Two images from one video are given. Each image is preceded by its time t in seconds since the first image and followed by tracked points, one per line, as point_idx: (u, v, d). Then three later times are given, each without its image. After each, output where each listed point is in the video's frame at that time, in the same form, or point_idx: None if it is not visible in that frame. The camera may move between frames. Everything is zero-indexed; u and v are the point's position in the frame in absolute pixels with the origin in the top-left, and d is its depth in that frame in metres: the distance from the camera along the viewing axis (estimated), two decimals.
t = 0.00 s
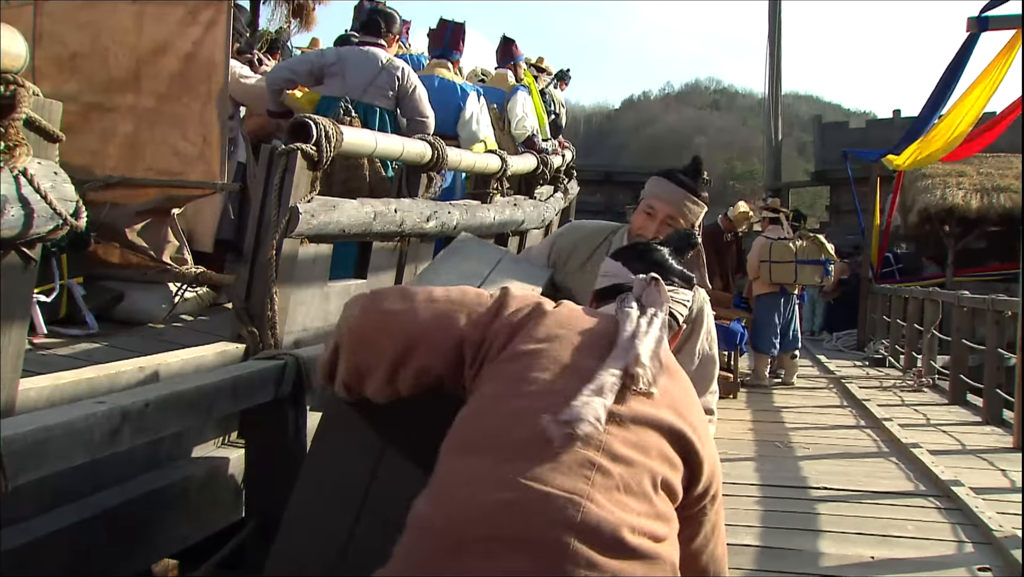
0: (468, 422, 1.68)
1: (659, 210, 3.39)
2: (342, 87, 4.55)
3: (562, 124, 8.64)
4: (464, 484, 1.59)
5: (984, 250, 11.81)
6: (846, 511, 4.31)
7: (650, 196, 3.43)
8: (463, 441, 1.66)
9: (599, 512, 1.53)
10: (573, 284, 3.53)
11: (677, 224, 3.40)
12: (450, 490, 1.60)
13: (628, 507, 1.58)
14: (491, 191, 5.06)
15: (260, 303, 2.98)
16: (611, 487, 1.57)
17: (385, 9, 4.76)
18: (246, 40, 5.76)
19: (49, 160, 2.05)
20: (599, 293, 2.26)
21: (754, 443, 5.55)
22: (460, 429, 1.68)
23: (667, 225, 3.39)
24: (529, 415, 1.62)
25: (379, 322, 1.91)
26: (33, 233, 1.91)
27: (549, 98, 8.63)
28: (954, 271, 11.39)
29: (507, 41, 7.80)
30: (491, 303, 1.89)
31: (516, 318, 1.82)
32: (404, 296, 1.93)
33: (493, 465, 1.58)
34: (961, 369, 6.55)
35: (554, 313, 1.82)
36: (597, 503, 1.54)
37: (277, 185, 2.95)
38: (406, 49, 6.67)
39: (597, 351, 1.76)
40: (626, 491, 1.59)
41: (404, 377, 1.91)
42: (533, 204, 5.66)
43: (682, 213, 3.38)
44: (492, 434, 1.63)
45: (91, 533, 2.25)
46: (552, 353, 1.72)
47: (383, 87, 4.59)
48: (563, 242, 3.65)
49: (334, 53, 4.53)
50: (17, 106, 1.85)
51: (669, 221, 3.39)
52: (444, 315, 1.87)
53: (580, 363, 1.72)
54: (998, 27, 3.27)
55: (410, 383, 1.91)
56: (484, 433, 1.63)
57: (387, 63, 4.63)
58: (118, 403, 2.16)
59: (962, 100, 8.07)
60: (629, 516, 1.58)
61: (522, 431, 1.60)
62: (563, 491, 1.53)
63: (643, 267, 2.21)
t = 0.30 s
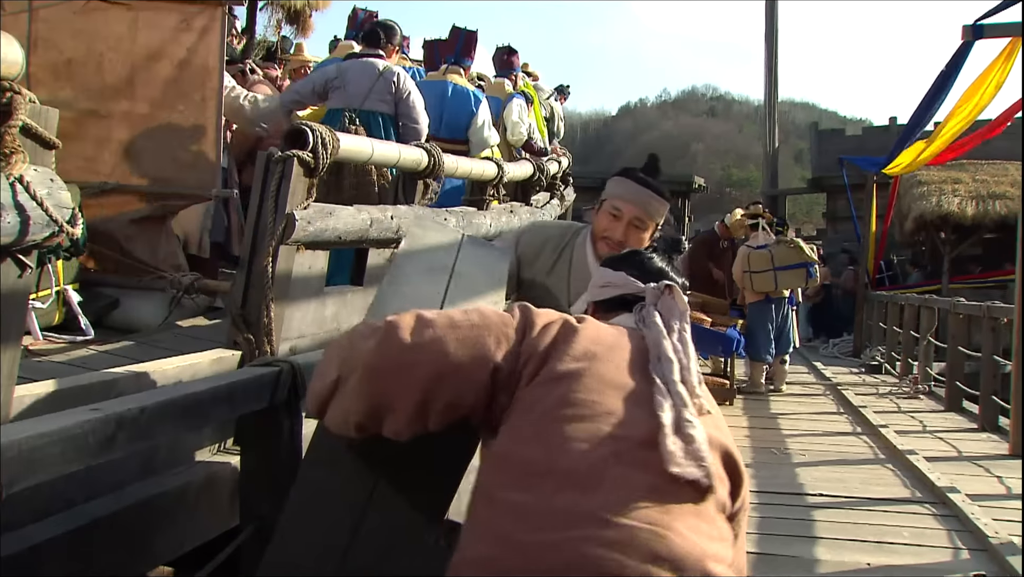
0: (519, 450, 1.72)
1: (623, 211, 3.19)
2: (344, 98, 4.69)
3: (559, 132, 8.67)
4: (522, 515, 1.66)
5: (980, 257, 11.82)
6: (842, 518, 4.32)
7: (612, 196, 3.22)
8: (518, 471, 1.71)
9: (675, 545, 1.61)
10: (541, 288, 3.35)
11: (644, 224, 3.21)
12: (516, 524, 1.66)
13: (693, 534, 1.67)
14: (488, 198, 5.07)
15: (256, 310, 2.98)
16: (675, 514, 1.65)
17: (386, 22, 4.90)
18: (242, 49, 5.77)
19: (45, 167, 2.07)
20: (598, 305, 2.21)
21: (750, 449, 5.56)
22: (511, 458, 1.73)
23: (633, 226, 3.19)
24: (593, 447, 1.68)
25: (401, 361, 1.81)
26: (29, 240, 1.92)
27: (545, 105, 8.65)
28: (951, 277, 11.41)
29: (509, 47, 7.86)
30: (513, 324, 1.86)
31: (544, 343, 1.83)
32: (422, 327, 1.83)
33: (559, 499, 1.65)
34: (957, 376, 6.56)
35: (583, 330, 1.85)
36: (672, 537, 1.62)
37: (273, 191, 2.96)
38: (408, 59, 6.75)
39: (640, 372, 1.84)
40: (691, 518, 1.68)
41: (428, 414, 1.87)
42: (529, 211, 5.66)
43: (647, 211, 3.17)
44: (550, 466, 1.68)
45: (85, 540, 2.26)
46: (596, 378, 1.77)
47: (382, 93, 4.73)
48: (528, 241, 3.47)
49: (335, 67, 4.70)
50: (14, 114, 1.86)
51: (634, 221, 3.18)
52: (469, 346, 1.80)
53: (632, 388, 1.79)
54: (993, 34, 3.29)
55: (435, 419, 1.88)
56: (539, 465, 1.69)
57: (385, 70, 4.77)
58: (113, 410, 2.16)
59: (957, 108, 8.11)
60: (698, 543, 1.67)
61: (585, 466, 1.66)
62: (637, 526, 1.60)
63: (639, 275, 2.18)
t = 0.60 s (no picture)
0: (536, 471, 1.76)
1: (595, 222, 3.03)
2: (363, 113, 5.07)
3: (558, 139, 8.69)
4: (539, 541, 1.70)
5: (975, 263, 11.86)
6: (838, 524, 4.32)
7: (583, 206, 3.06)
8: (529, 491, 1.75)
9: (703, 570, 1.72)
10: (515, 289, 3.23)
11: (616, 235, 3.06)
12: (532, 548, 1.70)
13: (715, 556, 1.78)
14: (484, 204, 5.07)
15: (252, 316, 2.98)
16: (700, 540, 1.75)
17: (405, 47, 5.41)
18: (239, 56, 5.77)
19: (41, 174, 2.09)
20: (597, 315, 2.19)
21: (746, 455, 5.57)
22: (522, 478, 1.77)
23: (604, 238, 3.05)
24: (609, 469, 1.73)
25: (389, 394, 1.80)
26: (25, 247, 1.91)
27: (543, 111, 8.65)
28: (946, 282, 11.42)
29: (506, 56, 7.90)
30: (503, 340, 1.86)
31: (539, 359, 1.84)
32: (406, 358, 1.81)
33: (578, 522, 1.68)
34: (953, 382, 6.56)
35: (584, 345, 1.88)
36: (701, 567, 1.73)
37: (269, 199, 2.96)
38: (422, 70, 6.98)
39: (650, 389, 1.92)
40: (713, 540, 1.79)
41: (423, 442, 1.86)
42: (525, 216, 5.66)
43: (619, 223, 3.01)
44: (565, 489, 1.72)
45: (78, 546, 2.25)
46: (600, 395, 1.81)
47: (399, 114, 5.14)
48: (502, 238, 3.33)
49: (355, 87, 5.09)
50: (8, 122, 1.91)
51: (604, 233, 3.04)
52: (459, 370, 1.80)
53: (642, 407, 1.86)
54: (988, 41, 3.30)
55: (430, 445, 1.87)
56: (552, 488, 1.73)
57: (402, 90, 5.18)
58: (108, 417, 2.16)
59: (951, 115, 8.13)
60: (721, 569, 1.79)
61: (604, 489, 1.71)
62: (664, 556, 1.68)
63: (646, 288, 2.16)
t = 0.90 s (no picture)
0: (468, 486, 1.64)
1: (584, 209, 2.96)
2: (386, 115, 5.35)
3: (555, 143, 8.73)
4: (481, 552, 1.60)
5: (972, 266, 11.87)
6: (835, 527, 4.32)
7: (571, 194, 3.00)
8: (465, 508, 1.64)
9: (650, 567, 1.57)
10: (499, 284, 3.26)
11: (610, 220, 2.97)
12: (474, 567, 1.60)
13: (668, 549, 1.63)
14: (481, 208, 5.07)
15: (249, 320, 2.95)
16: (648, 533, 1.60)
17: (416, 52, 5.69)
18: (237, 62, 5.78)
19: (37, 177, 2.07)
20: (536, 297, 1.99)
21: (743, 458, 5.57)
22: (460, 490, 1.66)
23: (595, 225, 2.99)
24: (542, 471, 1.59)
25: (323, 434, 1.71)
26: (22, 250, 1.91)
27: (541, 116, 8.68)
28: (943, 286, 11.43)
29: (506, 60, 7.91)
30: (426, 348, 1.73)
31: (466, 361, 1.71)
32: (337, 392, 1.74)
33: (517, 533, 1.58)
34: (949, 386, 6.57)
35: (510, 340, 1.72)
36: (650, 563, 1.58)
37: (266, 202, 2.96)
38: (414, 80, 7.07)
39: (585, 373, 1.73)
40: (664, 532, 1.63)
41: (367, 470, 1.77)
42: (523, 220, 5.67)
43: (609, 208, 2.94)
44: (503, 496, 1.61)
45: (73, 549, 2.26)
46: (528, 389, 1.66)
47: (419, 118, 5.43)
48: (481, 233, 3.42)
49: (378, 88, 5.33)
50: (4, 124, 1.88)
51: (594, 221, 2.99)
52: (382, 392, 1.69)
53: (574, 394, 1.68)
54: (984, 46, 3.32)
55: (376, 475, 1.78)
56: (489, 497, 1.62)
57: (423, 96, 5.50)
58: (104, 421, 2.16)
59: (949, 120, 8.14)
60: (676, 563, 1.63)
61: (539, 495, 1.59)
62: (609, 558, 1.55)
63: (583, 261, 1.95)
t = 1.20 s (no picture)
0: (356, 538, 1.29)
1: (581, 214, 2.85)
2: (388, 123, 5.36)
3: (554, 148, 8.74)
4: None
5: (971, 269, 11.86)
6: (834, 532, 4.32)
7: (566, 200, 2.88)
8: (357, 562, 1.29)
9: None
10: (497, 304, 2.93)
11: (602, 225, 2.88)
12: None
13: None
14: (480, 212, 5.07)
15: (248, 323, 2.95)
16: None
17: (411, 58, 5.69)
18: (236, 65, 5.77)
19: (35, 181, 2.07)
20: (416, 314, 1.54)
21: (742, 462, 5.57)
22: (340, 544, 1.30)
23: (593, 230, 2.86)
24: (426, 507, 1.25)
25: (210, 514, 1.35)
26: (18, 255, 1.91)
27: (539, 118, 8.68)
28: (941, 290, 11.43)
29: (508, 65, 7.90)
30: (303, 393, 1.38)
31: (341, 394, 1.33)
32: (217, 462, 1.39)
33: None
34: (948, 390, 6.56)
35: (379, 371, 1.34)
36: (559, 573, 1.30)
37: (266, 206, 2.97)
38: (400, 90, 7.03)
39: (468, 390, 1.33)
40: None
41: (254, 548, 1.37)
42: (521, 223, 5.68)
43: (607, 213, 2.86)
44: (390, 542, 1.26)
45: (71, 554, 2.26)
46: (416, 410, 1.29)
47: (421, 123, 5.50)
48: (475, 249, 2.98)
49: (379, 98, 5.37)
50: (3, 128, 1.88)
51: (594, 226, 2.86)
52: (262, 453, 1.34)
53: (458, 409, 1.30)
54: (982, 51, 3.32)
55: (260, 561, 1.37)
56: (370, 546, 1.27)
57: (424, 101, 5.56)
58: (103, 425, 2.15)
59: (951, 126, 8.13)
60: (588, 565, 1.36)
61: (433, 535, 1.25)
62: None
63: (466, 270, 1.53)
